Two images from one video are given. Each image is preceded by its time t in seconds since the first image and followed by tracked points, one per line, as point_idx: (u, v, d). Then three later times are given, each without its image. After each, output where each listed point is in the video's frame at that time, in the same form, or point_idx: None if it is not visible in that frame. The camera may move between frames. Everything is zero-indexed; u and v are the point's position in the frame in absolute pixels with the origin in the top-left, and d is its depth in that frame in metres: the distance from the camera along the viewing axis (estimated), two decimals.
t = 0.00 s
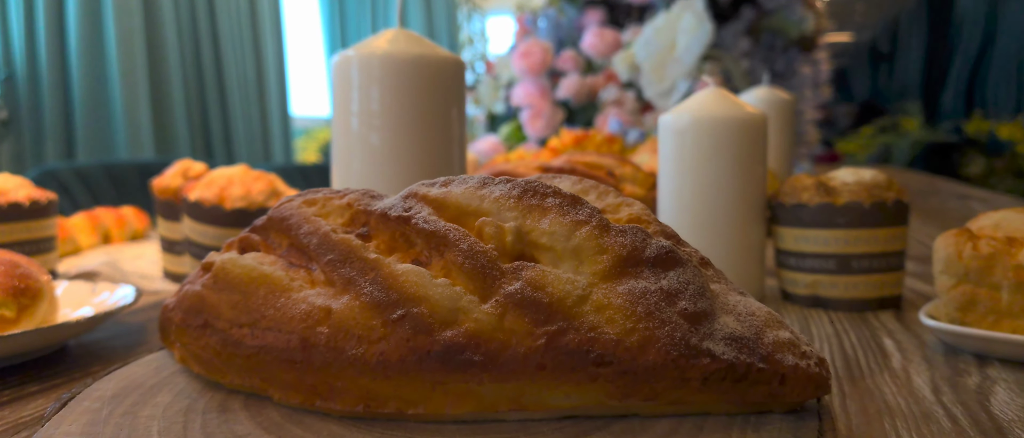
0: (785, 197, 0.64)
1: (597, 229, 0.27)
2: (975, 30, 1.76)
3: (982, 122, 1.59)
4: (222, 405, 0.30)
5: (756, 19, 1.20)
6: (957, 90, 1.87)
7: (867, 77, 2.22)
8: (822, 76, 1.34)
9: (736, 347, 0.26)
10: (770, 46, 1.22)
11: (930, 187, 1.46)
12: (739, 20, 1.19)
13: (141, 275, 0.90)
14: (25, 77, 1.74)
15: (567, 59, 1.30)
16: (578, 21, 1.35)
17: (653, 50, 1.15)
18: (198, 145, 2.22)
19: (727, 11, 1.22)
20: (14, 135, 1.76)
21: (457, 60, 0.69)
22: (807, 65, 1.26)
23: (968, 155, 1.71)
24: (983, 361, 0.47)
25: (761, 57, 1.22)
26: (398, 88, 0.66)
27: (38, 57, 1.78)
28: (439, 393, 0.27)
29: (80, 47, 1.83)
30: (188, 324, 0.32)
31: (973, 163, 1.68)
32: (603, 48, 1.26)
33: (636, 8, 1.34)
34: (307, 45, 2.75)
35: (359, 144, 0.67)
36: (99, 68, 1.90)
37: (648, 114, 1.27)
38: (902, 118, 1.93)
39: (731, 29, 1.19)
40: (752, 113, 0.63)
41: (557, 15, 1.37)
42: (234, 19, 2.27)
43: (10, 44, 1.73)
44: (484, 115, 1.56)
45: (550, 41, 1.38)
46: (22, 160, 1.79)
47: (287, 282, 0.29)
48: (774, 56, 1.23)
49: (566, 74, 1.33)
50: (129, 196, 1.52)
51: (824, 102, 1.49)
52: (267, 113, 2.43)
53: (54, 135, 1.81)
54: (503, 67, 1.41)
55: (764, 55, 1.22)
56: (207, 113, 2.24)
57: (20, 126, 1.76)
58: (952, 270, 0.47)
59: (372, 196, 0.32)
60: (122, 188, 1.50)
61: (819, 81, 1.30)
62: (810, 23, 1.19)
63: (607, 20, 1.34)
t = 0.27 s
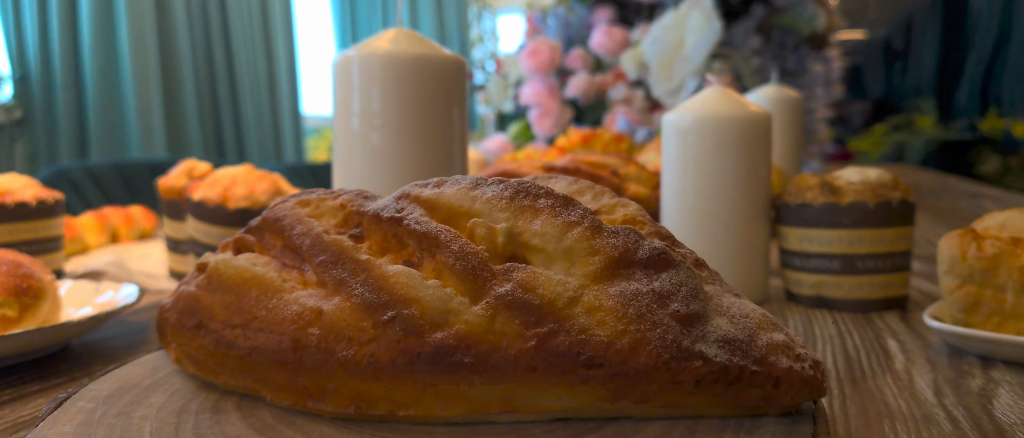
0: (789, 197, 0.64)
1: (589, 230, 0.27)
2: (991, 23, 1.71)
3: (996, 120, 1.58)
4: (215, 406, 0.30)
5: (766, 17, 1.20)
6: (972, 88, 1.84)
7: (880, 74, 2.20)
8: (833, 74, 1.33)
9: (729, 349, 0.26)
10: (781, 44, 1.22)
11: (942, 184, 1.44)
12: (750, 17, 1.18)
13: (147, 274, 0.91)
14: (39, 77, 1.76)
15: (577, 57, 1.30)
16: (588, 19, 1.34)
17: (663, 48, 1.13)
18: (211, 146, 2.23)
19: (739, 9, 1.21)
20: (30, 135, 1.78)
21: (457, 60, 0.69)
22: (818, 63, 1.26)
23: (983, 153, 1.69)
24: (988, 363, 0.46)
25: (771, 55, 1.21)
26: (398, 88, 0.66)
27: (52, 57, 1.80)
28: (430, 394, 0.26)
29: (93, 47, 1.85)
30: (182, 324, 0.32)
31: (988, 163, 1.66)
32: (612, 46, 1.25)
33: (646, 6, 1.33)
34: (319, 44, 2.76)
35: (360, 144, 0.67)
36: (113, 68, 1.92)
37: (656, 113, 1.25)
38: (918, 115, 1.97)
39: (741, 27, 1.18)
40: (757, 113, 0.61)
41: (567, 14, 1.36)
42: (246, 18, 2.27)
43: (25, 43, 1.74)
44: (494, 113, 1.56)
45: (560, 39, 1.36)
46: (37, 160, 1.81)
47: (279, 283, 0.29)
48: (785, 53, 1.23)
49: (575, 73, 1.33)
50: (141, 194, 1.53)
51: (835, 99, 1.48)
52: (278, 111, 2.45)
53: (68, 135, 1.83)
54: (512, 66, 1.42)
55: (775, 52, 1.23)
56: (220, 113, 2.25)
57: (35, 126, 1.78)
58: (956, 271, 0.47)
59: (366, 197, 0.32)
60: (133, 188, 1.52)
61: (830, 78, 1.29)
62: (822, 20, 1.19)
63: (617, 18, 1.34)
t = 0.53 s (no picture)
0: (793, 196, 0.63)
1: (581, 232, 0.27)
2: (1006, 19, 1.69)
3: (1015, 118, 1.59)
4: (209, 407, 0.30)
5: (778, 14, 1.19)
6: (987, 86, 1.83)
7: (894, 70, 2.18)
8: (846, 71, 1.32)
9: (722, 353, 0.26)
10: (793, 41, 1.21)
11: (956, 182, 1.41)
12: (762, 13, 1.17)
13: (154, 272, 0.91)
14: (52, 76, 1.82)
15: (586, 54, 1.29)
16: (597, 17, 1.34)
17: (670, 46, 1.13)
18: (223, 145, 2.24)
19: (750, 5, 1.20)
20: (44, 132, 1.84)
21: (458, 59, 0.69)
22: (830, 59, 1.25)
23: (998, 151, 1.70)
24: (993, 366, 0.46)
25: (783, 52, 1.20)
26: (399, 87, 0.66)
27: (66, 57, 1.85)
28: (421, 397, 0.26)
29: (106, 48, 1.88)
30: (177, 326, 0.32)
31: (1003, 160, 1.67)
32: (621, 44, 1.25)
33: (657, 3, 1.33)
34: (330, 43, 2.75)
35: (362, 144, 0.67)
36: (126, 68, 1.95)
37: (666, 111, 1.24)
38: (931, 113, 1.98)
39: (752, 24, 1.18)
40: (762, 111, 0.60)
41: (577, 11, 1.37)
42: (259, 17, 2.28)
43: (39, 42, 1.80)
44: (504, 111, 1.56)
45: (569, 37, 1.35)
46: (52, 156, 1.87)
47: (272, 285, 0.29)
48: (797, 50, 1.22)
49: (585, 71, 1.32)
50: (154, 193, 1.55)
51: (848, 95, 1.46)
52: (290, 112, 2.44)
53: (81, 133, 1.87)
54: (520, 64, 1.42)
55: (787, 49, 1.22)
56: (233, 112, 2.26)
57: (49, 123, 1.84)
58: (961, 271, 0.46)
59: (359, 198, 0.32)
60: (146, 186, 1.53)
61: (843, 76, 1.28)
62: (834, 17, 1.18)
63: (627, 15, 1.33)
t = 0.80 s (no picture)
0: (800, 195, 0.62)
1: (573, 233, 0.27)
2: None
3: None
4: (201, 408, 0.30)
5: (791, 10, 1.17)
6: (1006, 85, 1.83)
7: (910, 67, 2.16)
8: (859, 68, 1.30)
9: (716, 355, 0.25)
10: (806, 37, 1.19)
11: (971, 180, 1.39)
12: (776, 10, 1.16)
13: (161, 269, 0.92)
14: (68, 74, 1.83)
15: (596, 52, 1.28)
16: (608, 14, 1.33)
17: (681, 44, 1.12)
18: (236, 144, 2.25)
19: (762, 3, 1.19)
20: (60, 131, 1.85)
21: (460, 57, 0.69)
22: (843, 57, 1.23)
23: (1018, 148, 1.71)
24: (999, 368, 0.45)
25: (796, 49, 1.19)
26: (401, 86, 0.66)
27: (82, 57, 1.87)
28: (411, 398, 0.26)
29: (121, 48, 1.89)
30: (172, 326, 0.32)
31: None
32: (632, 42, 1.24)
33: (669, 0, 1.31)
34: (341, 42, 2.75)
35: (363, 143, 0.67)
36: (141, 68, 1.97)
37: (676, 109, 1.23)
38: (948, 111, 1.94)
39: (765, 22, 1.17)
40: (767, 109, 0.59)
41: (588, 9, 1.35)
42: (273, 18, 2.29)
43: (55, 42, 1.82)
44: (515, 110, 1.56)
45: (580, 34, 1.35)
46: (68, 155, 1.88)
47: (263, 286, 0.29)
48: (811, 48, 1.20)
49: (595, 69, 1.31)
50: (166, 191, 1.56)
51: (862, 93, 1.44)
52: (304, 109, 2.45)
53: (96, 132, 1.89)
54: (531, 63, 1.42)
55: (801, 46, 1.20)
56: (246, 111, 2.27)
57: (65, 122, 1.85)
58: (967, 272, 0.45)
59: (352, 198, 0.32)
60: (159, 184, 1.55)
61: (857, 73, 1.26)
62: (847, 13, 1.17)
63: (638, 14, 1.32)
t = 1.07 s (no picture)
0: (806, 194, 0.62)
1: (566, 233, 0.26)
2: None
3: None
4: (196, 407, 0.30)
5: (804, 6, 1.16)
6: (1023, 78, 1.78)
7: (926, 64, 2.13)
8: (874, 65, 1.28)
9: (710, 357, 0.25)
10: (818, 34, 1.18)
11: (987, 178, 1.37)
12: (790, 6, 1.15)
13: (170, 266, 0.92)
14: (83, 73, 1.87)
15: (606, 49, 1.27)
16: (620, 11, 1.31)
17: (691, 41, 1.12)
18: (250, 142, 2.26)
19: None
20: (75, 129, 1.91)
21: (462, 55, 0.69)
22: (857, 53, 1.22)
23: None
24: (1006, 370, 0.44)
25: (809, 45, 1.18)
26: (403, 84, 0.66)
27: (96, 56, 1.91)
28: (403, 399, 0.26)
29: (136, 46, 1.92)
30: (168, 324, 0.32)
31: None
32: (642, 39, 1.22)
33: None
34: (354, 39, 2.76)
35: (366, 141, 0.67)
36: (155, 68, 2.00)
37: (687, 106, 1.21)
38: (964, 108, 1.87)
39: (777, 17, 1.14)
40: (773, 106, 0.58)
41: (598, 6, 1.34)
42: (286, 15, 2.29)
43: (70, 41, 1.86)
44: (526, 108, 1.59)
45: (591, 31, 1.34)
46: (84, 152, 1.94)
47: (257, 286, 0.29)
48: (824, 44, 1.19)
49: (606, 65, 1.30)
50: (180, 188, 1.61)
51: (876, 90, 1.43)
52: (317, 106, 2.44)
53: (111, 130, 1.93)
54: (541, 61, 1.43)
55: (813, 42, 1.19)
56: (259, 109, 2.28)
57: (80, 121, 1.91)
58: (973, 271, 0.44)
59: (347, 197, 0.32)
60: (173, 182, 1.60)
61: (870, 69, 1.24)
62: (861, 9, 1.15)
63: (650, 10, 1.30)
